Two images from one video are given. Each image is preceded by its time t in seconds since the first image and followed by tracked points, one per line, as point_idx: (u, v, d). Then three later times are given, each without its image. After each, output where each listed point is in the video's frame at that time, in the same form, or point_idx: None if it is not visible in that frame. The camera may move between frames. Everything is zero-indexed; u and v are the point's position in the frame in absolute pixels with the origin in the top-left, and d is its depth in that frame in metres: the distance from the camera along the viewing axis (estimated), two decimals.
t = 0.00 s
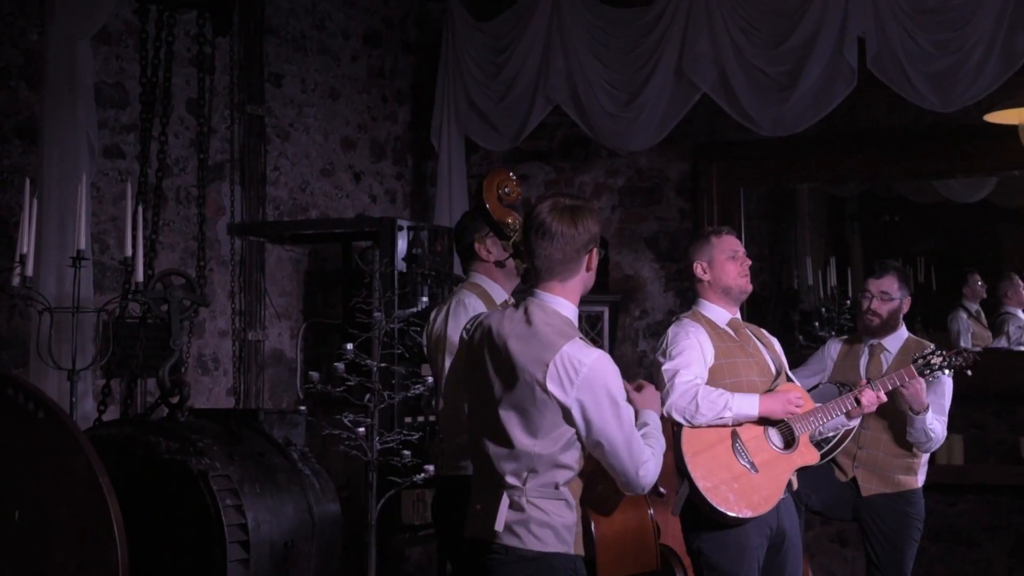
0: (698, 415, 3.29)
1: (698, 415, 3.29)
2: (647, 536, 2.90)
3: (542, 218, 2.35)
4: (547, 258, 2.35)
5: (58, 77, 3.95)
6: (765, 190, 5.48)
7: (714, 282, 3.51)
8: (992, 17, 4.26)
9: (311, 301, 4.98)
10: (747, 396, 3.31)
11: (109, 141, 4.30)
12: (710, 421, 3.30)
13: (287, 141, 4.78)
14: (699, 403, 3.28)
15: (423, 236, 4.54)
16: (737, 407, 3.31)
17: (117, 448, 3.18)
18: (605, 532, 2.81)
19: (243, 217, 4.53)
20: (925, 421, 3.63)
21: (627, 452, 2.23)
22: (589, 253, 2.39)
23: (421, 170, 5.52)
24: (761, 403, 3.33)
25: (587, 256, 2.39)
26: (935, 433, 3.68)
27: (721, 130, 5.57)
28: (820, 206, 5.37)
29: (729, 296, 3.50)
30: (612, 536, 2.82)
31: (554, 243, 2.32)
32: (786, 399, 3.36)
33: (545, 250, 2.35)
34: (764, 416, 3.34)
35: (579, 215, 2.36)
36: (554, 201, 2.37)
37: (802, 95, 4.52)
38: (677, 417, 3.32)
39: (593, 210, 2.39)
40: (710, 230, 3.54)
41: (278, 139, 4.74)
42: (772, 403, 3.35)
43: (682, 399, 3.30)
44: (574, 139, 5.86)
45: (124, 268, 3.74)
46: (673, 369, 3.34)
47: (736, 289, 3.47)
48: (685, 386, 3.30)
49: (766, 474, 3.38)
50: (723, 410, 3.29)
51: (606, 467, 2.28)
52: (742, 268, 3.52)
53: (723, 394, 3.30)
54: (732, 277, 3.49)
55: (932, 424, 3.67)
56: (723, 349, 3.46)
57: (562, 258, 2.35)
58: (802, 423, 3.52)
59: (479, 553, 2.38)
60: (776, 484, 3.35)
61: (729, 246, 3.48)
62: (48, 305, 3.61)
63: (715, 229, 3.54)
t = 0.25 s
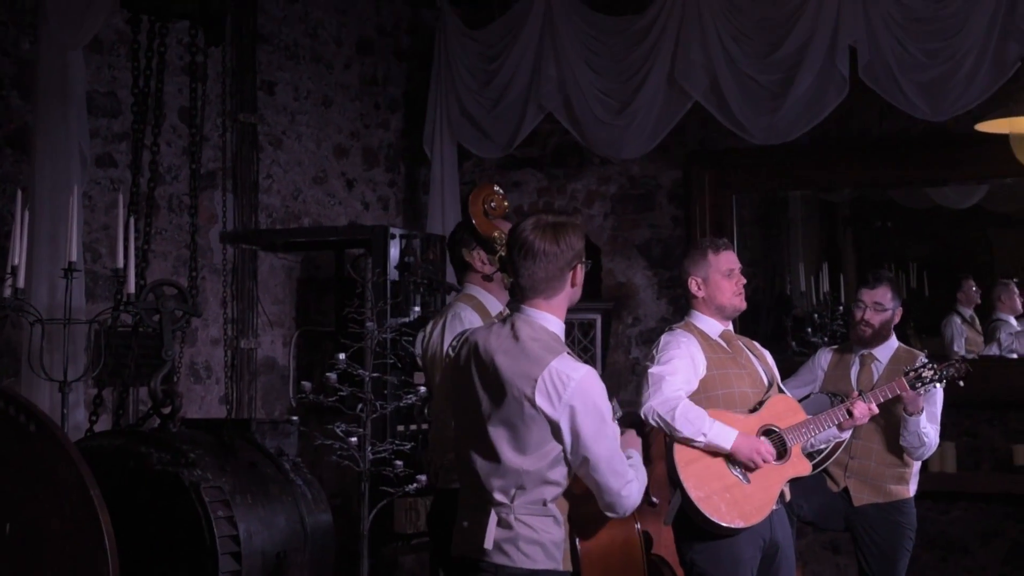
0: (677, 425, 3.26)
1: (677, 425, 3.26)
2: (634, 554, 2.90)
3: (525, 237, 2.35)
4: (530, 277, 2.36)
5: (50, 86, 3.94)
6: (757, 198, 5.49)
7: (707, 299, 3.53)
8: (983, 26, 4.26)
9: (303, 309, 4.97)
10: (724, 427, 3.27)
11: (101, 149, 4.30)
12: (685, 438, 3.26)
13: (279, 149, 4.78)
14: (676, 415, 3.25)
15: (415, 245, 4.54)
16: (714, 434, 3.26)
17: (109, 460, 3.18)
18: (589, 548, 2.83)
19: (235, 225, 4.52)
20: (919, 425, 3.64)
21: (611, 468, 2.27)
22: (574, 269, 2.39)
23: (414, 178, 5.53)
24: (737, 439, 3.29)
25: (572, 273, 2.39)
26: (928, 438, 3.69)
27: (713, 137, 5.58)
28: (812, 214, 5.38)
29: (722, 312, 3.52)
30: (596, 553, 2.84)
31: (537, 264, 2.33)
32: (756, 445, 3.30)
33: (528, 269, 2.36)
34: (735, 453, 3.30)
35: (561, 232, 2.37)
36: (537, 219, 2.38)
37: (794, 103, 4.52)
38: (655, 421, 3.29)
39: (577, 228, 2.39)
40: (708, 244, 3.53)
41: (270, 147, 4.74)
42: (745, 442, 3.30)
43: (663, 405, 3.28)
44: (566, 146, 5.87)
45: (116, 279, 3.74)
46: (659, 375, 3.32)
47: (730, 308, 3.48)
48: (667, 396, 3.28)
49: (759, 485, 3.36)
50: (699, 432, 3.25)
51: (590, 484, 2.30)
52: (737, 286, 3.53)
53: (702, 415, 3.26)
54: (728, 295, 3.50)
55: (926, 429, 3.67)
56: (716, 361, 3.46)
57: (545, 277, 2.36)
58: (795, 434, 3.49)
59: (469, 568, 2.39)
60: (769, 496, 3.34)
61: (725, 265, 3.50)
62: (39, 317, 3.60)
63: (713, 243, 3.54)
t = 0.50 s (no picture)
0: (662, 432, 3.25)
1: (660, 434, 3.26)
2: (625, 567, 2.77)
3: (521, 251, 2.34)
4: (526, 290, 2.35)
5: (42, 95, 3.92)
6: (750, 206, 5.50)
7: (700, 311, 3.52)
8: (976, 37, 4.27)
9: (296, 319, 4.97)
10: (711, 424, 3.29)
11: (94, 159, 4.29)
12: (673, 443, 3.26)
13: (273, 157, 4.78)
14: (661, 421, 3.25)
15: (409, 254, 4.54)
16: (701, 433, 3.28)
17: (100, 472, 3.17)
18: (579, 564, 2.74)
19: (229, 234, 4.52)
20: (911, 435, 3.62)
21: (603, 478, 2.28)
22: (569, 282, 2.39)
23: (407, 186, 5.53)
24: (725, 434, 3.30)
25: (568, 285, 2.39)
26: (922, 448, 3.67)
27: (706, 145, 5.59)
28: (805, 222, 5.39)
29: (715, 324, 3.51)
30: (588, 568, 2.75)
31: (534, 277, 2.32)
32: (746, 436, 3.32)
33: (524, 283, 2.35)
34: (725, 449, 3.31)
35: (557, 246, 2.36)
36: (534, 232, 2.37)
37: (787, 112, 4.53)
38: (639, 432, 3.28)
39: (574, 241, 2.39)
40: (699, 256, 3.53)
41: (264, 156, 4.74)
42: (735, 435, 3.32)
43: (645, 417, 3.27)
44: (560, 154, 5.87)
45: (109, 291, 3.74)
46: (642, 386, 3.31)
47: (721, 319, 3.49)
48: (650, 404, 3.26)
49: (750, 498, 3.37)
50: (687, 435, 3.26)
51: (582, 496, 2.31)
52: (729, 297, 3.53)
53: (687, 419, 3.26)
54: (720, 306, 3.50)
55: (919, 439, 3.66)
56: (708, 373, 3.47)
57: (541, 291, 2.35)
58: (786, 447, 3.50)
59: None
60: (759, 508, 3.35)
61: (716, 275, 3.49)
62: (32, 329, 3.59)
63: (704, 255, 3.53)
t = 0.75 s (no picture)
0: (657, 456, 3.25)
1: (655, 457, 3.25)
2: None
3: (525, 273, 2.35)
4: (529, 312, 2.36)
5: (36, 106, 3.91)
6: (744, 216, 5.51)
7: (691, 326, 3.51)
8: (968, 49, 4.28)
9: (291, 328, 4.97)
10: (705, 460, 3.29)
11: (88, 170, 4.29)
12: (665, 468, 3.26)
13: (266, 167, 4.78)
14: (659, 444, 3.24)
15: (403, 265, 4.53)
16: (693, 466, 3.27)
17: (93, 486, 3.16)
18: None
19: (223, 244, 4.52)
20: (908, 448, 3.63)
21: (598, 506, 2.28)
22: (570, 308, 2.40)
23: (401, 196, 5.54)
24: (716, 474, 3.31)
25: (569, 311, 2.39)
26: (919, 461, 3.67)
27: (700, 155, 5.60)
28: (799, 232, 5.40)
29: (705, 338, 3.50)
30: None
31: (536, 300, 2.32)
32: (734, 485, 3.32)
33: (526, 305, 2.35)
34: (713, 486, 3.31)
35: (562, 270, 2.36)
36: (537, 256, 2.38)
37: (780, 125, 4.54)
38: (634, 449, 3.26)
39: (578, 267, 2.40)
40: (688, 271, 3.51)
41: (258, 166, 4.73)
42: (726, 477, 3.32)
43: (646, 436, 3.25)
44: (554, 164, 5.88)
45: (101, 303, 3.73)
46: (643, 404, 3.30)
47: (713, 334, 3.47)
48: (653, 426, 3.25)
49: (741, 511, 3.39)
50: (679, 465, 3.25)
51: (576, 521, 2.30)
52: (720, 312, 3.51)
53: (684, 447, 3.26)
54: (711, 321, 3.49)
55: (916, 452, 3.66)
56: (697, 388, 3.48)
57: (543, 313, 2.36)
58: (776, 460, 3.52)
59: None
60: (751, 521, 3.38)
61: (705, 292, 3.47)
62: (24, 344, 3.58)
63: (694, 271, 3.51)
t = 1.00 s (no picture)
0: (648, 471, 3.26)
1: (650, 471, 3.26)
2: None
3: (513, 281, 2.34)
4: (516, 321, 2.35)
5: (30, 118, 3.88)
6: (739, 226, 5.51)
7: (681, 336, 3.53)
8: (964, 58, 4.28)
9: (285, 339, 4.97)
10: (697, 461, 3.29)
11: (83, 181, 4.28)
12: (659, 480, 3.26)
13: (261, 178, 4.78)
14: (649, 459, 3.25)
15: (398, 275, 4.53)
16: (687, 470, 3.28)
17: (86, 500, 3.15)
18: None
19: (217, 255, 4.51)
20: (904, 462, 3.63)
21: (597, 520, 2.25)
22: (558, 316, 2.38)
23: (397, 206, 5.61)
24: (711, 471, 3.31)
25: (557, 319, 2.38)
26: (914, 474, 3.67)
27: (695, 165, 5.60)
28: (794, 242, 5.41)
29: (694, 349, 3.52)
30: None
31: (522, 308, 2.31)
32: (735, 473, 3.33)
33: (514, 313, 2.34)
34: (711, 485, 3.32)
35: (549, 278, 2.35)
36: (525, 264, 2.37)
37: (775, 135, 4.54)
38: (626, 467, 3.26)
39: (565, 274, 2.38)
40: (683, 281, 3.51)
41: (253, 176, 4.73)
42: (723, 472, 3.32)
43: (636, 453, 3.26)
44: (549, 174, 5.88)
45: (95, 316, 3.72)
46: (630, 422, 3.31)
47: (702, 345, 3.49)
48: (640, 441, 3.26)
49: (734, 526, 3.40)
50: (672, 471, 3.26)
51: (574, 535, 2.28)
52: (711, 323, 3.51)
53: (675, 454, 3.27)
54: (701, 332, 3.50)
55: (912, 466, 3.66)
56: (690, 401, 3.48)
57: (531, 321, 2.35)
58: (770, 473, 3.52)
59: None
60: (744, 536, 3.39)
61: (699, 302, 3.46)
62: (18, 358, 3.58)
63: (688, 281, 3.51)
